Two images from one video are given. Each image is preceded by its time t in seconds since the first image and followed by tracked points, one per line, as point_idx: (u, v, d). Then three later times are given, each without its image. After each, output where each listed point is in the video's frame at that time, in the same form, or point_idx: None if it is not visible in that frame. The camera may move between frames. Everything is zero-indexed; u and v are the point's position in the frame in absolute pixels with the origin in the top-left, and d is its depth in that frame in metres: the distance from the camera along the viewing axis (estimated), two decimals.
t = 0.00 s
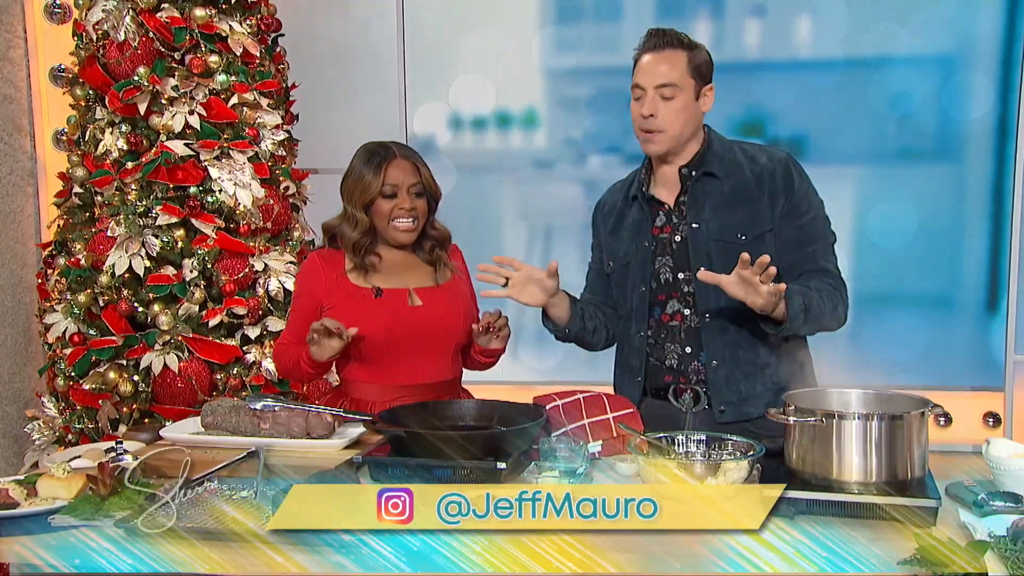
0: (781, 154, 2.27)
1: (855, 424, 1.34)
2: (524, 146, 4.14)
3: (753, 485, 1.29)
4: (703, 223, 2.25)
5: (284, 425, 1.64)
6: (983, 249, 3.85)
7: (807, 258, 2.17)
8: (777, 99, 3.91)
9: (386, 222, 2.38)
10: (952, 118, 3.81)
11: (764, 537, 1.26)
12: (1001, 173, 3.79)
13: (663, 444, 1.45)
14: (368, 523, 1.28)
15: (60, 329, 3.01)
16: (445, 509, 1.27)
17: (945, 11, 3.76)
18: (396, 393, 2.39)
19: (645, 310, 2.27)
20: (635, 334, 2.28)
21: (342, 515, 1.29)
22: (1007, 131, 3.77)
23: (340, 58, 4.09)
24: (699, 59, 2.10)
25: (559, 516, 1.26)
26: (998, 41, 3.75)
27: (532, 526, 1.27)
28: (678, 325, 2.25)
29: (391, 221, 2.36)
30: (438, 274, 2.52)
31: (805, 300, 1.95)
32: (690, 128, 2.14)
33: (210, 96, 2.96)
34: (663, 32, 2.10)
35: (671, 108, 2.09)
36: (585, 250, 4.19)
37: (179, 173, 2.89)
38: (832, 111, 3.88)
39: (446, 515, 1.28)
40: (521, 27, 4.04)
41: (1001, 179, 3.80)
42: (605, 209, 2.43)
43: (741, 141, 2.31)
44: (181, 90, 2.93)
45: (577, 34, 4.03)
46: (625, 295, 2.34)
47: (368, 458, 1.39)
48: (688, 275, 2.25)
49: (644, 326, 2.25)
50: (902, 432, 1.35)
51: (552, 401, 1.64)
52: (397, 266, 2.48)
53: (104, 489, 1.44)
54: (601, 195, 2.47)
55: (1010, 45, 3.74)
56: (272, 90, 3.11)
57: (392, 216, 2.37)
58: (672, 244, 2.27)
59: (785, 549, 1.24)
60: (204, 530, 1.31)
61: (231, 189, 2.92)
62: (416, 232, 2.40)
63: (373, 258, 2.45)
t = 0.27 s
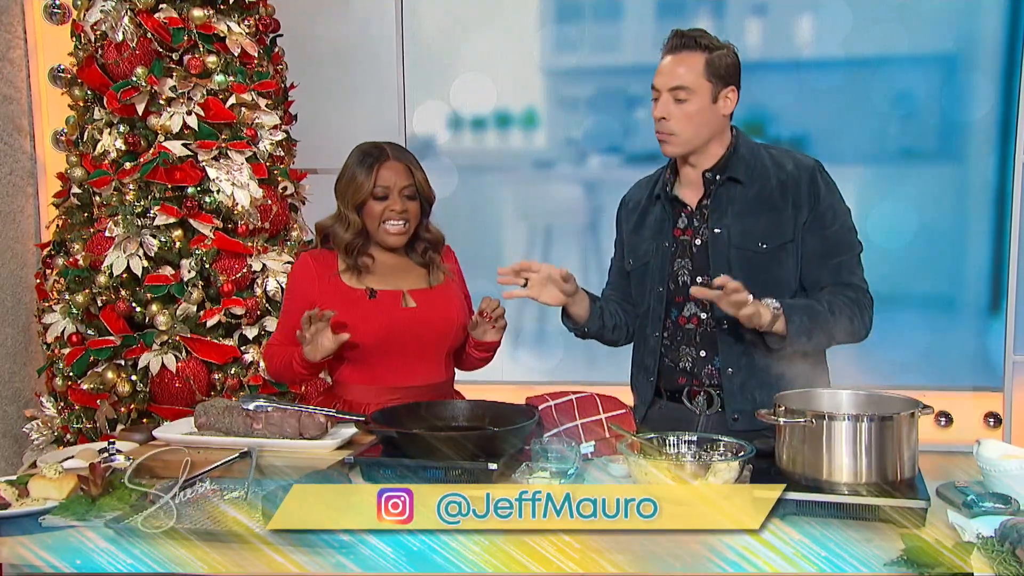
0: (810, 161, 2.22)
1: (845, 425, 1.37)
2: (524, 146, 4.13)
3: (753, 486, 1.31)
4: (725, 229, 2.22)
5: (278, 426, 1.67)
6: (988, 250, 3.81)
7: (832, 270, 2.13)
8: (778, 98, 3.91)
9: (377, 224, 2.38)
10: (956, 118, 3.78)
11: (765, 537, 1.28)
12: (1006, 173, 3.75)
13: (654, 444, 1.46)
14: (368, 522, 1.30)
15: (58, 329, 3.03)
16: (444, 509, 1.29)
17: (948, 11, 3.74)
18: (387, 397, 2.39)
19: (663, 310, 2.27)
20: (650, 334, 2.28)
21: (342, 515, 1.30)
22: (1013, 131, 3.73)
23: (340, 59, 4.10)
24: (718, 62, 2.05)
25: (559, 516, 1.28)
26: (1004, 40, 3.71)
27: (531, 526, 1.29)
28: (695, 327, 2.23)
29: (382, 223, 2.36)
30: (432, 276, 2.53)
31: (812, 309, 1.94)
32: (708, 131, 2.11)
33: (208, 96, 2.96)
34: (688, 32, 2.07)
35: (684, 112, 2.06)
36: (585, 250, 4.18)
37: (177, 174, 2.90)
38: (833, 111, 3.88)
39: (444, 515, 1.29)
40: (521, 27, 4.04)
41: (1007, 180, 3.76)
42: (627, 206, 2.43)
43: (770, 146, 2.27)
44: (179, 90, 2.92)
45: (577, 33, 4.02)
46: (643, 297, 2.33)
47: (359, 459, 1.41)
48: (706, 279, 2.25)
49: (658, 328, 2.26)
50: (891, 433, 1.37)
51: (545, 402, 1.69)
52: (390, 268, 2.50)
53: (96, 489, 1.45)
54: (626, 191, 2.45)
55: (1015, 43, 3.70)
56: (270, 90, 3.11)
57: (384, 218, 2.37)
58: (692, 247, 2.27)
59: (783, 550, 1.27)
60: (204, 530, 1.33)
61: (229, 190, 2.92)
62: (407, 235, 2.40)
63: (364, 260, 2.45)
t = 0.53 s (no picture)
0: (807, 172, 2.22)
1: (837, 427, 1.37)
2: (524, 146, 4.14)
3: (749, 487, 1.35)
4: (720, 238, 2.20)
5: (271, 427, 1.71)
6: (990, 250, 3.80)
7: (827, 286, 2.11)
8: (778, 100, 3.91)
9: (372, 229, 2.36)
10: (959, 117, 3.77)
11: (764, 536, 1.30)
12: (1008, 174, 3.75)
13: (647, 445, 1.48)
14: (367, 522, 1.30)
15: (58, 330, 3.05)
16: (442, 509, 1.29)
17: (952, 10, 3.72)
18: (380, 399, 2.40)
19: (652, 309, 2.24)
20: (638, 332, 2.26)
21: (340, 515, 1.30)
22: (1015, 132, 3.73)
23: (339, 59, 4.08)
24: (717, 65, 2.02)
25: (559, 517, 1.28)
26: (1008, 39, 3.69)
27: (530, 526, 1.28)
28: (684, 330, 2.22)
29: (376, 229, 2.34)
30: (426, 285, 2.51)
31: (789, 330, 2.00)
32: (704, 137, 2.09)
33: (206, 97, 2.95)
34: (693, 32, 2.04)
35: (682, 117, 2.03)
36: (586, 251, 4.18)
37: (176, 175, 2.90)
38: (833, 111, 3.88)
39: (444, 515, 1.29)
40: (521, 28, 4.04)
41: (1008, 180, 3.76)
42: (621, 202, 2.37)
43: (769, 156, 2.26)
44: (177, 91, 2.92)
45: (577, 34, 4.02)
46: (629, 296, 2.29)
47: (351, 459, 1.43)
48: (699, 284, 2.21)
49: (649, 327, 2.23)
50: (884, 435, 1.37)
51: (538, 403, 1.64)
52: (384, 272, 2.50)
53: (88, 490, 1.47)
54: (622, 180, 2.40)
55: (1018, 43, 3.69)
56: (269, 91, 3.12)
57: (378, 224, 2.35)
58: (687, 250, 2.23)
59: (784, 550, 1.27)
60: (208, 533, 1.33)
61: (228, 191, 2.92)
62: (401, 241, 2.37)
63: (361, 265, 2.45)
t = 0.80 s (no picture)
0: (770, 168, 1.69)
1: (829, 429, 1.38)
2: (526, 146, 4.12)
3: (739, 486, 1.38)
4: (680, 242, 1.71)
5: (265, 428, 1.72)
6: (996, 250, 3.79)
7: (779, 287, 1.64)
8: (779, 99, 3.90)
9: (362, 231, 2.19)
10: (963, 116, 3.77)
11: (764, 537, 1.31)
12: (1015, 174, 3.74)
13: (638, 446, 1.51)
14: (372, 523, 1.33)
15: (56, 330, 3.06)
16: (445, 507, 1.33)
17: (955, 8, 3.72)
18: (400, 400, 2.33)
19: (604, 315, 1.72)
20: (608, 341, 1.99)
21: (347, 514, 1.33)
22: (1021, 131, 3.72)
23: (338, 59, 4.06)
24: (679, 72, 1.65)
25: (559, 516, 1.31)
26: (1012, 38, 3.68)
27: (530, 526, 1.31)
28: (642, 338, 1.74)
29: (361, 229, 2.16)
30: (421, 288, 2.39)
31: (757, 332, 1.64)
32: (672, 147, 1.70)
33: (204, 98, 2.92)
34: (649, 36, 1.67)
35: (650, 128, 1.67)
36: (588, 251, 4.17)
37: (174, 175, 2.91)
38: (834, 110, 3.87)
39: (446, 514, 1.33)
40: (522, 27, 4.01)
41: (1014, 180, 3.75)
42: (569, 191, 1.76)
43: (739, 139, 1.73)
44: (176, 91, 2.92)
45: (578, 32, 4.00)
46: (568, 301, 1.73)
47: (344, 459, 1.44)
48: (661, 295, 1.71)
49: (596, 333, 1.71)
50: (875, 435, 1.37)
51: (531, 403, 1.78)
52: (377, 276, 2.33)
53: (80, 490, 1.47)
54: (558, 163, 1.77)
55: None
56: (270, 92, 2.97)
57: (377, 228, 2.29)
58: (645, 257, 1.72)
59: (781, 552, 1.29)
60: (208, 533, 1.33)
61: (225, 191, 2.88)
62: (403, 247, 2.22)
63: (363, 262, 2.15)
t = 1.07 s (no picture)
0: (700, 165, 2.03)
1: (823, 429, 1.39)
2: (528, 147, 4.13)
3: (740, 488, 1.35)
4: (627, 246, 2.01)
5: (262, 428, 1.73)
6: (998, 251, 3.80)
7: (714, 276, 1.92)
8: (781, 101, 3.91)
9: (375, 229, 2.56)
10: (963, 118, 3.77)
11: (764, 536, 1.29)
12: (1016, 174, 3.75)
13: (635, 445, 1.51)
14: (367, 522, 1.30)
15: (56, 330, 3.06)
16: (441, 510, 1.30)
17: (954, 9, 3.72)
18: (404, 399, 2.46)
19: (547, 326, 2.08)
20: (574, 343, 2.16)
21: (340, 516, 1.31)
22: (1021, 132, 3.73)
23: (338, 59, 4.04)
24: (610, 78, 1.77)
25: (559, 516, 1.29)
26: (1012, 39, 3.69)
27: (529, 525, 1.29)
28: (599, 342, 2.05)
29: (376, 228, 2.55)
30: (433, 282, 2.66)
31: (693, 331, 1.77)
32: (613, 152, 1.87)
33: (203, 98, 2.94)
34: (576, 49, 1.77)
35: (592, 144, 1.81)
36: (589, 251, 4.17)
37: (173, 175, 2.90)
38: (834, 112, 3.88)
39: (443, 514, 1.29)
40: (523, 28, 4.00)
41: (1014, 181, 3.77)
42: (515, 203, 2.11)
43: (658, 149, 2.07)
44: (175, 91, 2.92)
45: (580, 34, 3.99)
46: (513, 310, 2.11)
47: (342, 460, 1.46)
48: (611, 299, 2.04)
49: (531, 344, 2.08)
50: (869, 434, 1.39)
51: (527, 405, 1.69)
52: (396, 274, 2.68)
53: (75, 491, 1.47)
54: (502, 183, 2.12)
55: None
56: (267, 92, 3.12)
57: (380, 223, 2.55)
58: (594, 266, 2.05)
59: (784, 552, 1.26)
60: (209, 533, 1.32)
61: (225, 191, 2.92)
62: (404, 239, 2.56)
63: (370, 259, 2.66)
